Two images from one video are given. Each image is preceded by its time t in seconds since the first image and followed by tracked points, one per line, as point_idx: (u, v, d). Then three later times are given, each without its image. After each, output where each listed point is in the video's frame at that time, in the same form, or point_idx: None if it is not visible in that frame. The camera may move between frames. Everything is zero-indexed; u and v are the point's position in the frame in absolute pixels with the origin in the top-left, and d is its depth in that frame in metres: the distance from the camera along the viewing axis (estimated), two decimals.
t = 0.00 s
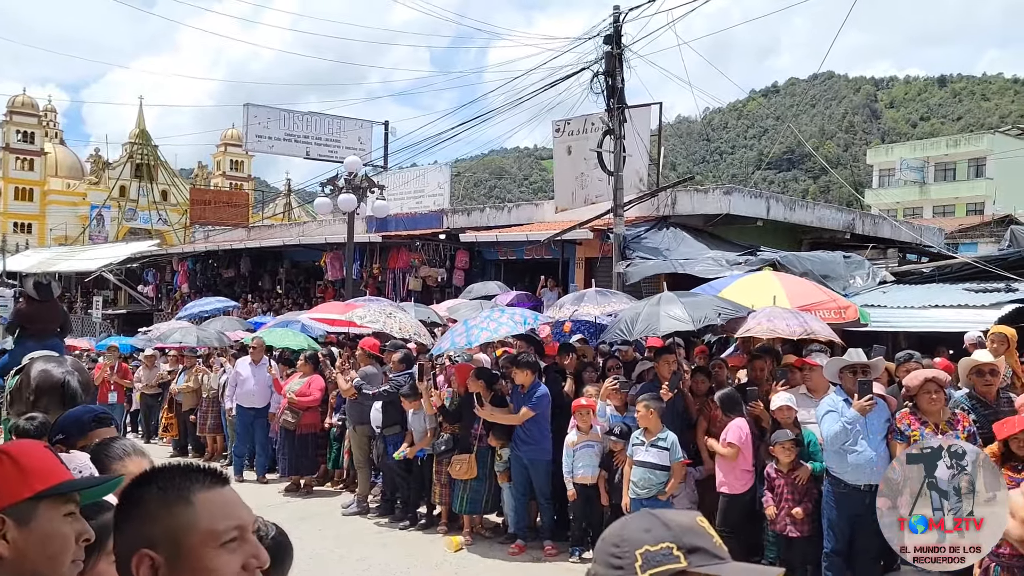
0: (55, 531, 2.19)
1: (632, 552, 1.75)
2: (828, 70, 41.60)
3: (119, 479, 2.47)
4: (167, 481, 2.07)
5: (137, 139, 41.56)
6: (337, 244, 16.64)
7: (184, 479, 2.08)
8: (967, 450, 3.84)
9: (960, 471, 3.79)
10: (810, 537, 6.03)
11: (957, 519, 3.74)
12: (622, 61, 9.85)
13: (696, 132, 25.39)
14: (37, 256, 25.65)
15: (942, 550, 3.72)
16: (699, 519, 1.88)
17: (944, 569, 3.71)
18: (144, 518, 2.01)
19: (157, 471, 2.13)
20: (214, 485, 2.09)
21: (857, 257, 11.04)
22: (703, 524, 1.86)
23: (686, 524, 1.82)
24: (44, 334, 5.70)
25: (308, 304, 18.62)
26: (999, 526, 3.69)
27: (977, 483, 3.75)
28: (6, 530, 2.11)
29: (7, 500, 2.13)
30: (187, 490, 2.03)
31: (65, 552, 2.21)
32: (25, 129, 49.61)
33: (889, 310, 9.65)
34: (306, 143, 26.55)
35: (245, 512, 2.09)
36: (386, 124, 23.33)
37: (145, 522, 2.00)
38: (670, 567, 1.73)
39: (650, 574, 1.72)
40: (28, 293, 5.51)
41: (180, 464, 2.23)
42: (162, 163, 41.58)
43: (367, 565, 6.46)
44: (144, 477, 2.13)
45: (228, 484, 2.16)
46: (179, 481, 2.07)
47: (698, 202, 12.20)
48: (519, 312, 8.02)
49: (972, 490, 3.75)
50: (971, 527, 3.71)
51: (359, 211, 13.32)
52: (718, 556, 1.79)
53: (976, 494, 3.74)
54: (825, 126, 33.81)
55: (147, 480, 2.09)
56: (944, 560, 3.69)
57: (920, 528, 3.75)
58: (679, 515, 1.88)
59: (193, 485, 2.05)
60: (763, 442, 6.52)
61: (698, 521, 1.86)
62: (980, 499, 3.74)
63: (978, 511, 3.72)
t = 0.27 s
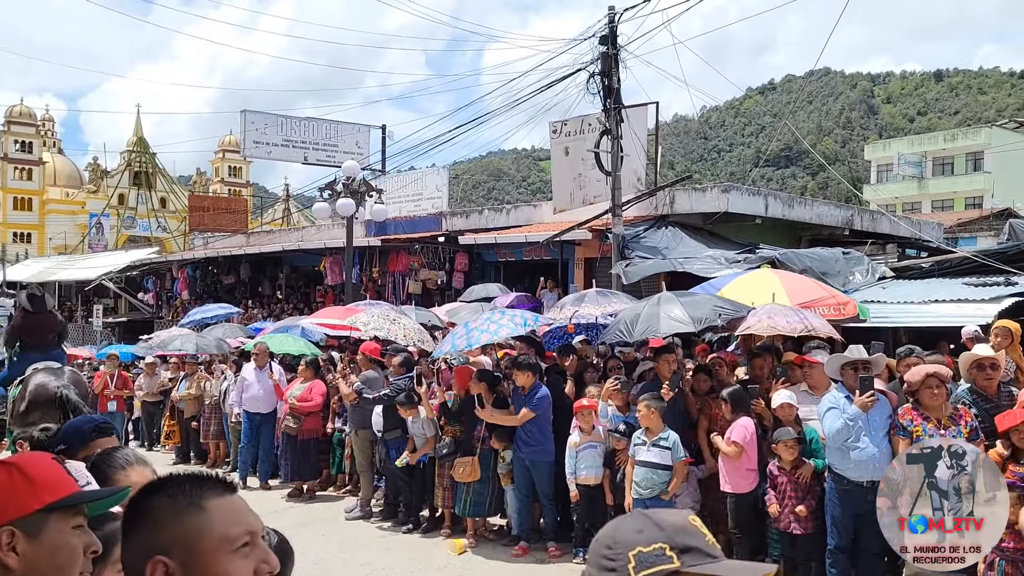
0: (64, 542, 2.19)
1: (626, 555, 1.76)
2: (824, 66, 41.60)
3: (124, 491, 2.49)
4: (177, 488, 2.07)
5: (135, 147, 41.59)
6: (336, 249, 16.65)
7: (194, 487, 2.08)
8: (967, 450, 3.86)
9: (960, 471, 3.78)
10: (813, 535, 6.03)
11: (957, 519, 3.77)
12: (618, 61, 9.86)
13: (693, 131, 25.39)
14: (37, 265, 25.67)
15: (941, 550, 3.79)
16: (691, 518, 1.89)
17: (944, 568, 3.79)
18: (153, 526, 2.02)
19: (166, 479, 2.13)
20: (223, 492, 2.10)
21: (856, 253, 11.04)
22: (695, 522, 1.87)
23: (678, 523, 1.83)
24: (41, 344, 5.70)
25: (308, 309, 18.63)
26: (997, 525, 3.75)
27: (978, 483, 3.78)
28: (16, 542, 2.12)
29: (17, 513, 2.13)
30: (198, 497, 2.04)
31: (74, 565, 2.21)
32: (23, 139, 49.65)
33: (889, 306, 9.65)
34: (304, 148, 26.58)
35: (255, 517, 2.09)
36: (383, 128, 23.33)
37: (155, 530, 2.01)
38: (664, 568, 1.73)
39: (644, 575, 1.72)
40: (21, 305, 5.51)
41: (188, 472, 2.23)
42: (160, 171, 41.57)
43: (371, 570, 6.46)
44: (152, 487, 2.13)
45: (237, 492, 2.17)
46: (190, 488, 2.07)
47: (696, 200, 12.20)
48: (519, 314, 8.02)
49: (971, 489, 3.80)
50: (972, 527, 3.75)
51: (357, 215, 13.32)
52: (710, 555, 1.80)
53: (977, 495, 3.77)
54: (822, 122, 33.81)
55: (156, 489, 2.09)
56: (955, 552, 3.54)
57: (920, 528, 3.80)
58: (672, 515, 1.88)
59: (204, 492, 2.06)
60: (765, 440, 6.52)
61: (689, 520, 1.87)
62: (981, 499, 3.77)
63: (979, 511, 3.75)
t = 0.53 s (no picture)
0: (66, 550, 2.19)
1: (610, 557, 1.76)
2: (823, 67, 41.62)
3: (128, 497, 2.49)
4: (183, 492, 2.08)
5: (135, 153, 41.61)
6: (337, 253, 16.65)
7: (200, 491, 2.09)
8: (967, 449, 3.86)
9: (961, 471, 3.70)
10: (816, 536, 6.02)
11: (957, 518, 3.76)
12: (617, 63, 9.87)
13: (693, 132, 25.41)
14: (38, 271, 25.68)
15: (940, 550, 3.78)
16: (674, 516, 1.90)
17: (944, 568, 3.77)
18: (157, 531, 2.01)
19: (172, 484, 2.14)
20: (228, 497, 2.10)
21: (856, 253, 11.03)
22: (676, 520, 1.88)
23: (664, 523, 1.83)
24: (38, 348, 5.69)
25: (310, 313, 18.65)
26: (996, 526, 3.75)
27: (978, 483, 3.78)
28: (18, 549, 2.12)
29: (19, 520, 2.14)
30: (205, 500, 2.05)
31: (76, 572, 2.21)
32: (23, 145, 49.77)
33: (890, 306, 9.64)
34: (304, 152, 26.61)
35: (260, 522, 2.10)
36: (383, 131, 23.35)
37: (160, 534, 2.00)
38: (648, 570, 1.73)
39: None
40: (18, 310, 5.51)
41: (191, 478, 2.23)
42: (161, 176, 41.58)
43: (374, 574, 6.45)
44: (155, 492, 2.13)
45: (241, 497, 2.18)
46: (195, 492, 2.08)
47: (696, 202, 12.19)
48: (521, 317, 8.02)
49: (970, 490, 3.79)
50: (972, 527, 3.74)
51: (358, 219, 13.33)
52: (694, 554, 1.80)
53: (977, 495, 3.77)
54: (822, 122, 33.83)
55: (161, 494, 2.09)
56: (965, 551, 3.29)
57: (920, 528, 3.78)
58: (654, 513, 1.89)
59: (211, 496, 2.06)
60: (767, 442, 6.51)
61: (673, 519, 1.87)
62: (981, 499, 3.76)
63: (979, 511, 3.74)
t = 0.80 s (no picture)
0: (74, 552, 2.19)
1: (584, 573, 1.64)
2: (824, 67, 41.63)
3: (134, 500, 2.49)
4: (193, 494, 2.08)
5: (137, 156, 41.64)
6: (339, 255, 16.65)
7: (210, 492, 2.09)
8: (966, 449, 3.85)
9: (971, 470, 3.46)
10: (820, 536, 6.01)
11: (956, 519, 3.77)
12: (618, 64, 9.87)
13: (694, 133, 25.41)
14: (41, 274, 25.72)
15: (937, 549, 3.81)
16: (625, 502, 1.81)
17: (943, 568, 3.80)
18: (167, 533, 2.00)
19: (179, 486, 2.13)
20: (236, 498, 2.11)
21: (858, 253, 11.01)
22: (629, 507, 1.80)
23: (625, 517, 1.74)
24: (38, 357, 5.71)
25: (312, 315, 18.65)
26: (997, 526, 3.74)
27: (978, 484, 3.77)
28: (27, 550, 2.12)
29: (27, 522, 2.13)
30: (215, 501, 2.05)
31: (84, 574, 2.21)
32: (25, 148, 49.84)
33: (893, 306, 9.63)
34: (306, 154, 26.63)
35: (268, 523, 2.11)
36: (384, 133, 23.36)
37: (169, 535, 1.99)
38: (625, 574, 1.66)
39: None
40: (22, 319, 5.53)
41: (197, 480, 2.22)
42: (163, 179, 41.59)
43: None
44: (163, 494, 2.12)
45: (249, 498, 2.18)
46: (207, 493, 2.08)
47: (698, 202, 12.18)
48: (524, 319, 8.03)
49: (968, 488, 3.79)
50: (972, 527, 3.75)
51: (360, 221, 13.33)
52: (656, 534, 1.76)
53: (977, 495, 3.77)
54: (823, 123, 33.82)
55: (171, 494, 2.09)
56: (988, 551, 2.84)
57: (920, 528, 3.81)
58: (606, 506, 1.79)
59: (221, 497, 2.07)
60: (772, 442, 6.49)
61: (626, 503, 1.81)
62: (981, 499, 3.76)
63: (979, 512, 3.75)
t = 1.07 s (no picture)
0: (81, 555, 2.18)
1: None
2: (826, 68, 41.65)
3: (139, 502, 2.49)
4: (197, 497, 2.08)
5: (139, 158, 41.68)
6: (341, 257, 16.65)
7: (214, 494, 2.10)
8: (966, 449, 3.83)
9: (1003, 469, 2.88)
10: (823, 538, 6.02)
11: (956, 518, 3.73)
12: (620, 66, 9.87)
13: (696, 134, 25.42)
14: (44, 277, 25.75)
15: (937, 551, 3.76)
16: (610, 510, 1.82)
17: (943, 568, 3.76)
18: (173, 536, 2.00)
19: (184, 489, 2.13)
20: (241, 501, 2.12)
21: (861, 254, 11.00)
22: (615, 514, 1.81)
23: (614, 527, 1.74)
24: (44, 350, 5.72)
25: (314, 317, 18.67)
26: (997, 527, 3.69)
27: (978, 483, 3.73)
28: (34, 553, 2.11)
29: (33, 525, 2.13)
30: (222, 503, 2.06)
31: None
32: (28, 151, 49.96)
33: (896, 307, 9.62)
34: (308, 156, 26.65)
35: (272, 524, 2.12)
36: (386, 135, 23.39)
37: (176, 538, 1.99)
38: None
39: None
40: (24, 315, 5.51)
41: (201, 483, 2.22)
42: (165, 181, 41.62)
43: None
44: (168, 496, 2.12)
45: (253, 501, 2.19)
46: (211, 496, 2.08)
47: (700, 203, 12.17)
48: (527, 321, 8.02)
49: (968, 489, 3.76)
50: (971, 527, 3.71)
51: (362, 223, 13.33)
52: (644, 542, 1.77)
53: (976, 495, 3.72)
54: (824, 124, 33.83)
55: (174, 498, 2.09)
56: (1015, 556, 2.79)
57: (920, 528, 3.77)
58: (592, 515, 1.78)
59: (227, 500, 2.08)
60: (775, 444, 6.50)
61: (610, 511, 1.81)
62: (981, 499, 3.71)
63: (978, 511, 3.70)
